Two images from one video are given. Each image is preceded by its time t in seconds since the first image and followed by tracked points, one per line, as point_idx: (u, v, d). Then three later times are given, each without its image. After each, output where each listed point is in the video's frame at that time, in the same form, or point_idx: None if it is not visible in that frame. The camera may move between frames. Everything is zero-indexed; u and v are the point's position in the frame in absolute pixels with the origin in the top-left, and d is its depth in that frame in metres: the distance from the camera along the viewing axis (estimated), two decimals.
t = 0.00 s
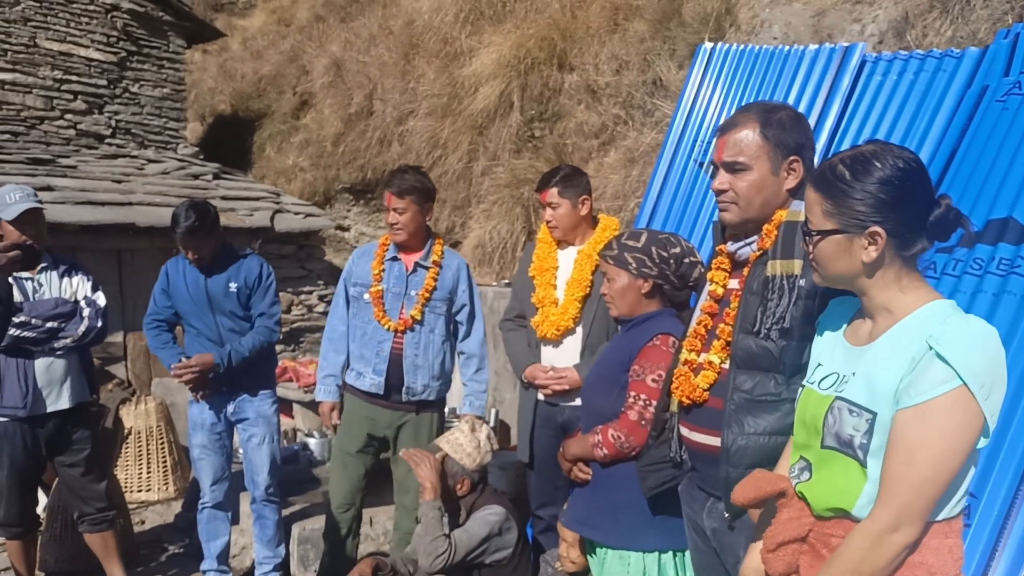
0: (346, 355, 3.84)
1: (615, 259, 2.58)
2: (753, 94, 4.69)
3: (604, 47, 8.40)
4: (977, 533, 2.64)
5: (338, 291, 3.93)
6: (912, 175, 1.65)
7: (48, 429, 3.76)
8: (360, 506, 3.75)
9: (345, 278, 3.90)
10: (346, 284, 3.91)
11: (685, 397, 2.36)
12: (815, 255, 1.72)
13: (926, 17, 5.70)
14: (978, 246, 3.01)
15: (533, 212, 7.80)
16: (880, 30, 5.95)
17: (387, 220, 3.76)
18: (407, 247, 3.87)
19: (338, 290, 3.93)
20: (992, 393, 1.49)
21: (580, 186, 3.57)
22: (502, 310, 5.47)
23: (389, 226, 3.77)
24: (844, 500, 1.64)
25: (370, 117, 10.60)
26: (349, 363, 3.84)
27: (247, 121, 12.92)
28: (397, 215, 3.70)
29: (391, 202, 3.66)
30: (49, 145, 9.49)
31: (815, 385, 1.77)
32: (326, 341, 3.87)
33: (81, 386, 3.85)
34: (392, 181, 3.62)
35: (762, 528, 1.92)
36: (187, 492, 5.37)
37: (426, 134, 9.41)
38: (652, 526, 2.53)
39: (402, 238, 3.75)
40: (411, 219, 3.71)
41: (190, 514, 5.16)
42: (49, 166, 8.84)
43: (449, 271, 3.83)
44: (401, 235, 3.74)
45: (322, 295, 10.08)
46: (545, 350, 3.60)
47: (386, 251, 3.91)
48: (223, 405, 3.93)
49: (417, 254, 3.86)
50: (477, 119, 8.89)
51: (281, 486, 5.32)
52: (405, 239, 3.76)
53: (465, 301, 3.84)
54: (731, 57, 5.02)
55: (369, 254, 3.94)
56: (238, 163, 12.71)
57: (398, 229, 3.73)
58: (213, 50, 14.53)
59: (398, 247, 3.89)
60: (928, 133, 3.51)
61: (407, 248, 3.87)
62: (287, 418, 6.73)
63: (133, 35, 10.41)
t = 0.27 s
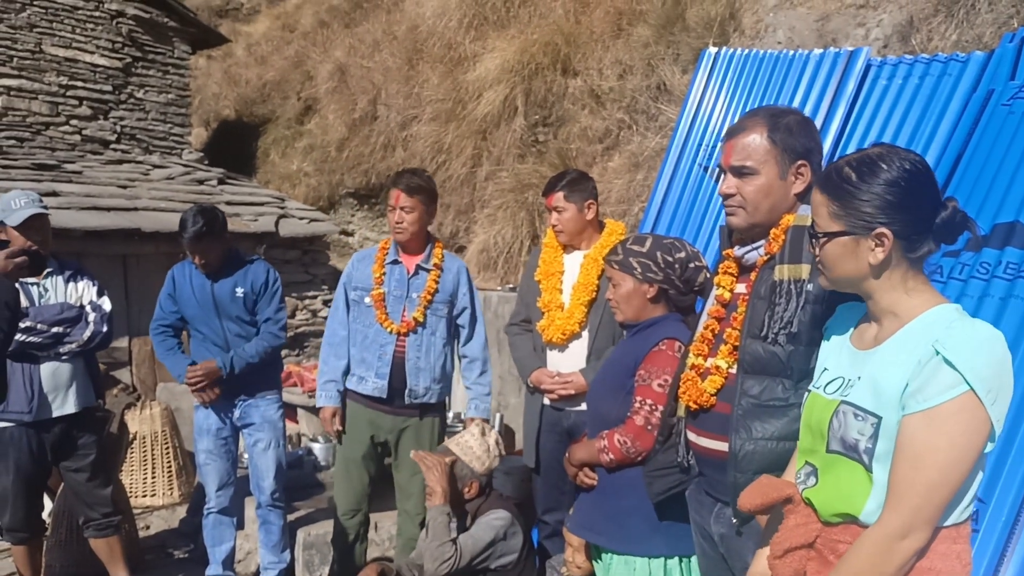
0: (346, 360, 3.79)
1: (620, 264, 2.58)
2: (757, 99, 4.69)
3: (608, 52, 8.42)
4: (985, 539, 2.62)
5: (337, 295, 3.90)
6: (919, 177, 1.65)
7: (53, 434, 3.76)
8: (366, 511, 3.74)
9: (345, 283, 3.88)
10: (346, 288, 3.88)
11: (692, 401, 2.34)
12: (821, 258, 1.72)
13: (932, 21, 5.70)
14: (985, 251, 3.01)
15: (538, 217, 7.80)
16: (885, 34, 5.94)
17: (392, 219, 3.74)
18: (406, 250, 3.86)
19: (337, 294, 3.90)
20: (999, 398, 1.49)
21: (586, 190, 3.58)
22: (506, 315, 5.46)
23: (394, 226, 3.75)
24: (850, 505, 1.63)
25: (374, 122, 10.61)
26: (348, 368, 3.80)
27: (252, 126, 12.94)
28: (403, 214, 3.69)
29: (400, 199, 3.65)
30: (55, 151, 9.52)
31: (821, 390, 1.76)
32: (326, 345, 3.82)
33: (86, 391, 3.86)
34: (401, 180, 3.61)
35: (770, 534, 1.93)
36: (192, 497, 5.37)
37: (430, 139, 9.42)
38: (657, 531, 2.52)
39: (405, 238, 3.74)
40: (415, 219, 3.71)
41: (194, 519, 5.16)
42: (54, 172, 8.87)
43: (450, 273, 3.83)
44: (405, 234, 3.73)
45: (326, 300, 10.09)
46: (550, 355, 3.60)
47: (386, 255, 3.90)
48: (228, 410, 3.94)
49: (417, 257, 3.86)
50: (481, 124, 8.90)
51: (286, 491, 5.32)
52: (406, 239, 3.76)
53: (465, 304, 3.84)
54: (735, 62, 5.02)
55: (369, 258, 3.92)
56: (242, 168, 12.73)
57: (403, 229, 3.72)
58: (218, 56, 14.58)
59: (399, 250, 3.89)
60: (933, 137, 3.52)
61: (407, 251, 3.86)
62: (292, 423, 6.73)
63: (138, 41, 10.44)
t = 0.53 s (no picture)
0: (343, 368, 3.76)
1: (624, 271, 2.58)
2: (761, 106, 4.69)
3: (611, 58, 8.44)
4: (992, 547, 2.59)
5: (334, 303, 3.87)
6: (930, 182, 1.65)
7: (58, 441, 3.76)
8: (368, 520, 3.74)
9: (341, 290, 3.85)
10: (343, 296, 3.85)
11: (699, 409, 2.35)
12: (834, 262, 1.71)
13: (936, 28, 5.71)
14: (991, 257, 3.00)
15: (542, 223, 7.80)
16: (889, 41, 5.95)
17: (395, 224, 3.71)
18: (402, 256, 3.86)
19: (333, 302, 3.86)
20: (1011, 404, 1.48)
21: (592, 197, 3.57)
22: (510, 322, 5.45)
23: (398, 230, 3.73)
24: (865, 514, 1.62)
25: (378, 129, 10.62)
26: (346, 376, 3.77)
27: (256, 133, 12.97)
28: (409, 216, 3.67)
29: (408, 202, 3.62)
30: (60, 157, 9.55)
31: (831, 398, 1.75)
32: (322, 354, 3.80)
33: (91, 397, 3.86)
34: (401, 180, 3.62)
35: (780, 543, 1.92)
36: (196, 504, 5.37)
37: (434, 145, 9.43)
38: (664, 539, 2.52)
39: (408, 242, 3.74)
40: (422, 221, 3.71)
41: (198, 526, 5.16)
42: (59, 179, 8.89)
43: (447, 277, 3.84)
44: (409, 238, 3.72)
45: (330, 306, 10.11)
46: (555, 361, 3.60)
47: (383, 261, 3.88)
48: (231, 416, 3.93)
49: (414, 262, 3.86)
50: (485, 131, 8.90)
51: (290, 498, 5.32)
52: (410, 243, 3.75)
53: (463, 308, 3.86)
54: (739, 69, 5.03)
55: (365, 265, 3.90)
56: (246, 175, 12.75)
57: (405, 232, 3.70)
58: (222, 63, 14.63)
59: (395, 255, 3.87)
60: (939, 143, 3.51)
61: (402, 256, 3.86)
62: (296, 429, 6.73)
63: (143, 48, 10.48)
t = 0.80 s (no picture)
0: (340, 377, 3.73)
1: (626, 278, 2.58)
2: (762, 114, 4.70)
3: (613, 66, 8.46)
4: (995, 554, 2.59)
5: (328, 311, 3.83)
6: (932, 188, 1.66)
7: (59, 447, 3.76)
8: (368, 528, 3.74)
9: (336, 298, 3.81)
10: (338, 304, 3.82)
11: (700, 416, 2.34)
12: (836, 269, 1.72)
13: (936, 36, 5.72)
14: (992, 264, 3.01)
15: (543, 230, 7.80)
16: (889, 48, 5.96)
17: (391, 232, 3.71)
18: (396, 261, 3.85)
19: (328, 310, 3.83)
20: (1016, 409, 1.48)
21: (594, 204, 3.57)
22: (511, 328, 5.45)
23: (390, 237, 3.73)
24: (874, 525, 1.62)
25: (379, 136, 10.64)
26: (344, 385, 3.75)
27: (257, 139, 12.98)
28: (406, 224, 3.68)
29: (404, 211, 3.63)
30: (62, 164, 9.58)
31: (835, 408, 1.75)
32: (318, 364, 3.76)
33: (92, 404, 3.86)
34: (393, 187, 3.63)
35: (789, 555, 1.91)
36: (197, 510, 5.36)
37: (436, 152, 9.45)
38: (666, 547, 2.52)
39: (404, 250, 3.74)
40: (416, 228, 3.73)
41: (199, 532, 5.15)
42: (61, 185, 8.91)
43: (440, 282, 3.86)
44: (406, 246, 3.74)
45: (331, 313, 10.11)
46: (556, 368, 3.60)
47: (376, 268, 3.87)
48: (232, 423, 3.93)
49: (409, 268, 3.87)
50: (487, 138, 8.90)
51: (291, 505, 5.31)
52: (405, 251, 3.76)
53: (458, 311, 3.88)
54: (739, 77, 5.04)
55: (358, 272, 3.87)
56: (247, 181, 12.77)
57: (401, 238, 3.71)
58: (224, 70, 14.67)
59: (389, 262, 3.86)
60: (940, 150, 3.52)
61: (396, 262, 3.85)
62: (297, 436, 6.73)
63: (145, 56, 10.50)
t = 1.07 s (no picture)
0: (337, 386, 3.71)
1: (626, 284, 2.57)
2: (762, 120, 4.70)
3: (613, 72, 8.48)
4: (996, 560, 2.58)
5: (323, 319, 3.81)
6: (929, 193, 1.66)
7: (58, 452, 3.76)
8: (367, 536, 3.74)
9: (331, 306, 3.79)
10: (333, 312, 3.80)
11: (700, 422, 2.34)
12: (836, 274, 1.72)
13: (936, 42, 5.73)
14: (992, 270, 3.01)
15: (544, 235, 7.80)
16: (889, 54, 5.97)
17: (382, 234, 3.69)
18: (388, 267, 3.85)
19: (323, 319, 3.81)
20: (1013, 413, 1.48)
21: (595, 209, 3.58)
22: (512, 334, 5.45)
23: (382, 241, 3.70)
24: (875, 530, 1.62)
25: (380, 141, 10.65)
26: (341, 394, 3.72)
27: (258, 145, 12.99)
28: (399, 225, 3.66)
29: (397, 213, 3.62)
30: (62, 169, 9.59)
31: (835, 413, 1.75)
32: (314, 374, 3.74)
33: (92, 409, 3.85)
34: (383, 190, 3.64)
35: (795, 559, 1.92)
36: (196, 516, 5.36)
37: (436, 157, 9.46)
38: (665, 553, 2.51)
39: (397, 252, 3.73)
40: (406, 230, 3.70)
41: (199, 538, 5.14)
42: (61, 191, 8.92)
43: (433, 286, 3.89)
44: (398, 248, 3.72)
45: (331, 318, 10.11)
46: (556, 374, 3.59)
47: (369, 274, 3.85)
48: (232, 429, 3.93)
49: (402, 272, 3.87)
50: (487, 143, 8.90)
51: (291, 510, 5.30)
52: (395, 253, 3.74)
53: (451, 313, 3.91)
54: (739, 83, 5.04)
55: (351, 279, 3.85)
56: (247, 186, 12.78)
57: (394, 241, 3.69)
58: (224, 76, 14.70)
59: (382, 267, 3.85)
60: (940, 156, 3.52)
61: (389, 267, 3.85)
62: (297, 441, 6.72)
63: (146, 61, 10.51)
